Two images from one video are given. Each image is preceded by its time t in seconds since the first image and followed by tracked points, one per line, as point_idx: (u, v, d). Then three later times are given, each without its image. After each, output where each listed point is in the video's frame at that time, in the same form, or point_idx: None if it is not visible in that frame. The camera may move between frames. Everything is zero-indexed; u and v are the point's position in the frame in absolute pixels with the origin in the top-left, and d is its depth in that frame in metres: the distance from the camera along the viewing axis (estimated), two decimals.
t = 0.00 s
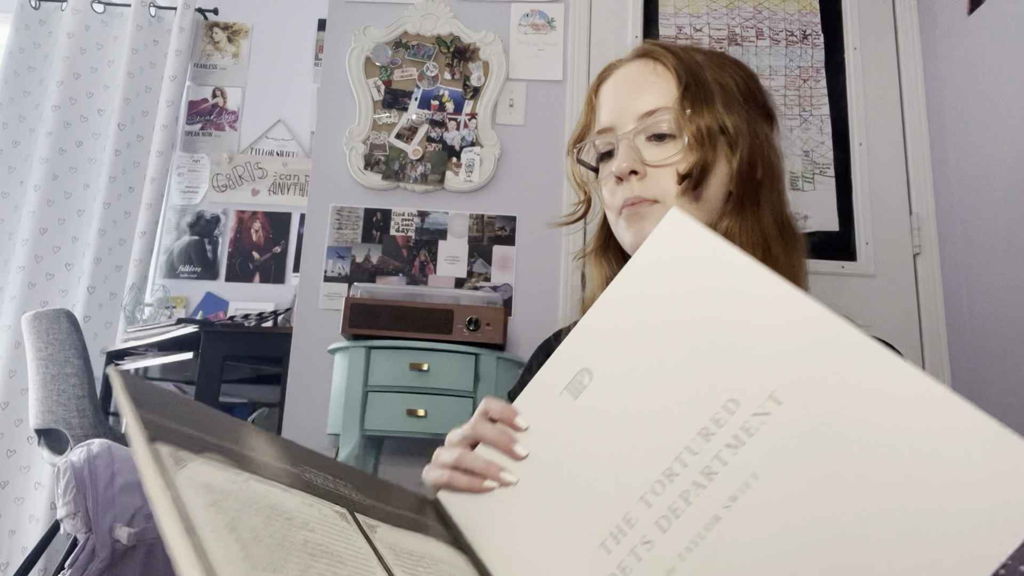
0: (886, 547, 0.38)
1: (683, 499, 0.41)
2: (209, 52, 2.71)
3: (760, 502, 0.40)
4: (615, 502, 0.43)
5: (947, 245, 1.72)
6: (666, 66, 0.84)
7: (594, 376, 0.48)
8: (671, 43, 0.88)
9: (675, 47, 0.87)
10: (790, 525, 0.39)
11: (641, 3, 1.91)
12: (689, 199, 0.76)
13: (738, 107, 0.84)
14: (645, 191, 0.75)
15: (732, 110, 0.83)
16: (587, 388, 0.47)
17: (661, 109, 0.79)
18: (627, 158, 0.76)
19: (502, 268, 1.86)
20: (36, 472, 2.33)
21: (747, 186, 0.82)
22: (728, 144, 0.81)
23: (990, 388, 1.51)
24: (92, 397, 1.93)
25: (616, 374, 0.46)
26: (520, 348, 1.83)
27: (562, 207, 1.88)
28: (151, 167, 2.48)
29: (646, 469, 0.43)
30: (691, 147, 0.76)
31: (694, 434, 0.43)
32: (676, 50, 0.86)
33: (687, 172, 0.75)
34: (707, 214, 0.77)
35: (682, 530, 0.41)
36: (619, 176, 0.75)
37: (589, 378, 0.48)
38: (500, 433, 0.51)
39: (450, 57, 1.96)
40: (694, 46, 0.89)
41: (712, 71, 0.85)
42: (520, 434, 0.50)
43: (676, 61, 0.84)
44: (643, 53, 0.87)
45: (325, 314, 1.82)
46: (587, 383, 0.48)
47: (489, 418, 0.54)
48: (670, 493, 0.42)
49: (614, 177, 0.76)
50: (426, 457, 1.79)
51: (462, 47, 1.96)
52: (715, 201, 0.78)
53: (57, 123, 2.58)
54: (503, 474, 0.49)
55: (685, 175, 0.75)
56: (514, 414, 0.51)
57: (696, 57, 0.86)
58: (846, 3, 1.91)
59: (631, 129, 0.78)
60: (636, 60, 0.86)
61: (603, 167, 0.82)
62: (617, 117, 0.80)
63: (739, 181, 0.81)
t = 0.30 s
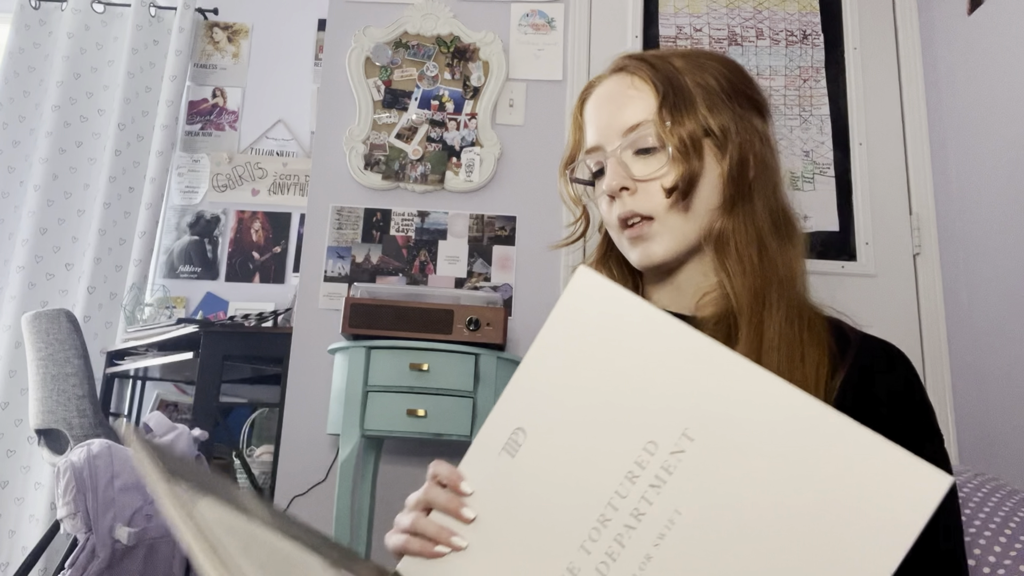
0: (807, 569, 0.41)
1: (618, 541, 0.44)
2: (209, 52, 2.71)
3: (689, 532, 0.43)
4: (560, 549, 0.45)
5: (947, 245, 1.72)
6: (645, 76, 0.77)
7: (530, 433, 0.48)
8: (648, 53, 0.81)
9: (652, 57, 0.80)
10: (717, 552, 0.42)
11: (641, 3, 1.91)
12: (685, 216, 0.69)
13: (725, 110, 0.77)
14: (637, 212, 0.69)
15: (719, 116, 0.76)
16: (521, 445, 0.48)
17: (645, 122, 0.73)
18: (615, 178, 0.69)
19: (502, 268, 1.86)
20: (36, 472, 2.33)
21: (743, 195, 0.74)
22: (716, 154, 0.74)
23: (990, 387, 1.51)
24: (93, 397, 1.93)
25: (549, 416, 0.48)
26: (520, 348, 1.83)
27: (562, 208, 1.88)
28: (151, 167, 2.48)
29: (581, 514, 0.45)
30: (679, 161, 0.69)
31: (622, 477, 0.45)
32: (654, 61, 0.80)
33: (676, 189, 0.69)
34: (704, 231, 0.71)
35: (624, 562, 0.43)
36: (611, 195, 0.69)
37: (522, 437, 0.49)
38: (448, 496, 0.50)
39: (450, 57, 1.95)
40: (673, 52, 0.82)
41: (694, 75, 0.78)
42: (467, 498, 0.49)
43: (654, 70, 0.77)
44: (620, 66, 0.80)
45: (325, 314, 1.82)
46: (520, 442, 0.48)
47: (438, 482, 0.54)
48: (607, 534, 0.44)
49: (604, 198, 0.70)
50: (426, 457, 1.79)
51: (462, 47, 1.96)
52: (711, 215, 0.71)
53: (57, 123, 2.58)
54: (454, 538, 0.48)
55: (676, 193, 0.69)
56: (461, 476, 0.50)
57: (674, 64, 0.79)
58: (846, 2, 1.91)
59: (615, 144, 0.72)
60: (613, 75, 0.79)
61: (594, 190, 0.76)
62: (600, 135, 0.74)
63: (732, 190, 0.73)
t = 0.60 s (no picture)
0: None
1: None
2: (209, 52, 2.71)
3: None
4: None
5: (947, 245, 1.72)
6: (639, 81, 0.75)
7: (425, 502, 0.49)
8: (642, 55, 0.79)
9: (647, 59, 0.78)
10: None
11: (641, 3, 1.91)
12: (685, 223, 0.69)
13: (724, 109, 0.75)
14: (637, 223, 0.69)
15: (718, 116, 0.74)
16: (418, 514, 0.49)
17: (641, 129, 0.71)
18: (613, 190, 0.69)
19: (502, 268, 1.86)
20: (36, 472, 2.33)
21: (744, 195, 0.73)
22: (715, 156, 0.73)
23: (990, 387, 1.51)
24: (93, 397, 1.93)
25: (440, 479, 0.49)
26: (520, 348, 1.83)
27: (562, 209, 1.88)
28: (151, 167, 2.48)
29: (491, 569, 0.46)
30: (676, 168, 0.69)
31: (524, 530, 0.46)
32: (648, 63, 0.78)
33: (673, 198, 0.68)
34: (705, 237, 0.70)
35: None
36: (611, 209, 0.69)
37: (417, 505, 0.49)
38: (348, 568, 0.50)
39: (450, 57, 1.95)
40: (668, 52, 0.80)
41: (689, 75, 0.77)
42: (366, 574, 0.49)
43: (648, 73, 0.76)
44: (614, 71, 0.78)
45: (325, 314, 1.82)
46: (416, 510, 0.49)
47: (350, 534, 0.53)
48: None
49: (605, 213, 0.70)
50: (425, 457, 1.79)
51: (462, 47, 1.96)
52: (711, 220, 0.70)
53: (57, 123, 2.58)
54: None
55: (675, 201, 0.68)
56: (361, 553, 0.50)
57: (669, 65, 0.77)
58: (846, 2, 1.91)
59: (611, 155, 0.71)
60: (607, 81, 0.78)
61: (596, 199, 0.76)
62: (598, 145, 0.73)
63: (733, 191, 0.72)
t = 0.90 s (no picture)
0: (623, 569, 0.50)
1: None
2: (209, 52, 2.71)
3: None
4: None
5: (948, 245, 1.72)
6: (647, 79, 0.75)
7: (345, 547, 0.52)
8: (650, 54, 0.79)
9: (654, 58, 0.78)
10: None
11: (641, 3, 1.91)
12: (692, 222, 0.69)
13: (731, 109, 0.75)
14: (645, 220, 0.68)
15: (725, 115, 0.74)
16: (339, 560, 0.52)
17: (650, 127, 0.71)
18: (622, 187, 0.68)
19: (502, 268, 1.86)
20: (36, 472, 2.33)
21: (750, 196, 0.73)
22: (722, 156, 0.72)
23: (990, 386, 1.51)
24: (93, 397, 1.93)
25: (361, 529, 0.53)
26: (520, 348, 1.83)
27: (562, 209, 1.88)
28: (151, 167, 2.49)
29: None
30: (686, 166, 0.68)
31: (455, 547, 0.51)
32: (656, 62, 0.77)
33: (683, 196, 0.68)
34: (712, 237, 0.70)
35: None
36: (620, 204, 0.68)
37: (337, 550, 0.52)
38: None
39: (450, 57, 1.95)
40: (675, 52, 0.79)
41: (696, 74, 0.76)
42: None
43: (656, 72, 0.75)
44: (622, 69, 0.78)
45: (325, 314, 1.82)
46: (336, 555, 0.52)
47: None
48: None
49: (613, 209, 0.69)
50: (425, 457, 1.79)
51: (462, 47, 1.96)
52: (718, 219, 0.70)
53: (57, 123, 2.58)
54: None
55: (685, 199, 0.68)
56: None
57: (676, 64, 0.77)
58: (846, 2, 1.91)
59: (620, 152, 0.71)
60: (615, 78, 0.77)
61: (602, 196, 0.75)
62: (606, 142, 0.72)
63: (739, 192, 0.72)
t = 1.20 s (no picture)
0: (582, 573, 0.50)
1: None
2: (209, 52, 2.71)
3: None
4: None
5: (948, 245, 1.72)
6: (649, 80, 0.74)
7: (291, 555, 0.49)
8: (650, 55, 0.78)
9: (655, 59, 0.77)
10: None
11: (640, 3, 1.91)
12: (694, 224, 0.69)
13: (731, 112, 0.75)
14: (647, 222, 0.68)
15: (726, 118, 0.74)
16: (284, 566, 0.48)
17: (652, 127, 0.71)
18: (623, 189, 0.68)
19: (502, 268, 1.86)
20: (36, 472, 2.33)
21: (749, 198, 0.73)
22: (723, 159, 0.72)
23: (990, 386, 1.51)
24: (93, 397, 1.93)
25: (307, 537, 0.49)
26: (520, 348, 1.83)
27: (562, 209, 1.88)
28: (151, 167, 2.49)
29: None
30: (688, 168, 0.68)
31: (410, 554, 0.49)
32: (656, 63, 0.77)
33: (685, 197, 0.68)
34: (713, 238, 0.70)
35: None
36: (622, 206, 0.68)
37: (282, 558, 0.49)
38: None
39: (450, 57, 1.95)
40: (674, 53, 0.79)
41: (696, 76, 0.76)
42: None
43: (657, 73, 0.75)
44: (623, 70, 0.77)
45: (324, 314, 1.82)
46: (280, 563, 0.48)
47: None
48: None
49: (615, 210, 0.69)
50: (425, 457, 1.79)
51: (462, 47, 1.96)
52: (718, 221, 0.70)
53: (57, 123, 2.58)
54: None
55: (686, 202, 0.68)
56: None
57: (677, 66, 0.76)
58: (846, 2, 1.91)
59: (621, 153, 0.71)
60: (616, 79, 0.76)
61: (602, 197, 0.75)
62: (606, 143, 0.72)
63: (738, 194, 0.72)
